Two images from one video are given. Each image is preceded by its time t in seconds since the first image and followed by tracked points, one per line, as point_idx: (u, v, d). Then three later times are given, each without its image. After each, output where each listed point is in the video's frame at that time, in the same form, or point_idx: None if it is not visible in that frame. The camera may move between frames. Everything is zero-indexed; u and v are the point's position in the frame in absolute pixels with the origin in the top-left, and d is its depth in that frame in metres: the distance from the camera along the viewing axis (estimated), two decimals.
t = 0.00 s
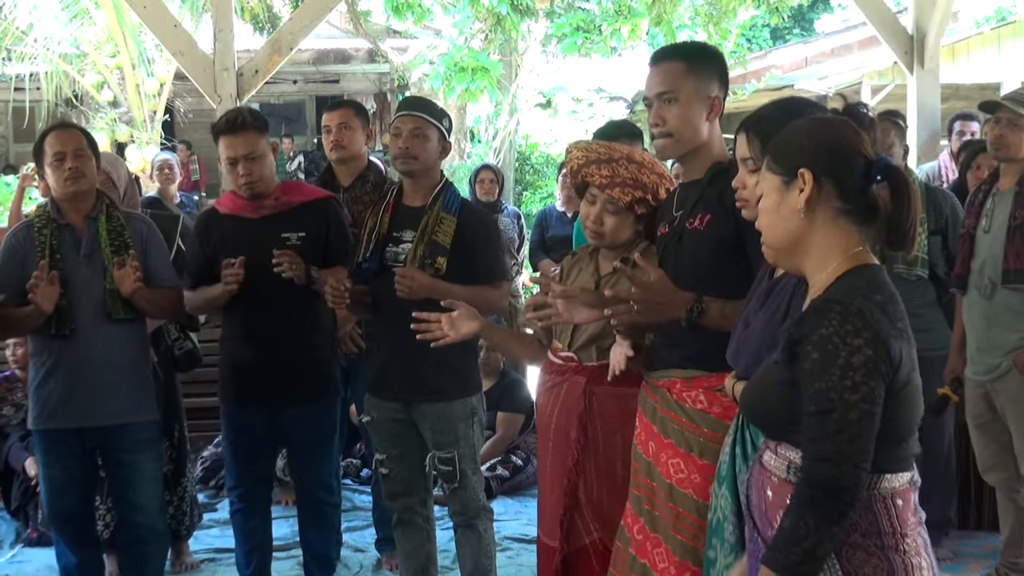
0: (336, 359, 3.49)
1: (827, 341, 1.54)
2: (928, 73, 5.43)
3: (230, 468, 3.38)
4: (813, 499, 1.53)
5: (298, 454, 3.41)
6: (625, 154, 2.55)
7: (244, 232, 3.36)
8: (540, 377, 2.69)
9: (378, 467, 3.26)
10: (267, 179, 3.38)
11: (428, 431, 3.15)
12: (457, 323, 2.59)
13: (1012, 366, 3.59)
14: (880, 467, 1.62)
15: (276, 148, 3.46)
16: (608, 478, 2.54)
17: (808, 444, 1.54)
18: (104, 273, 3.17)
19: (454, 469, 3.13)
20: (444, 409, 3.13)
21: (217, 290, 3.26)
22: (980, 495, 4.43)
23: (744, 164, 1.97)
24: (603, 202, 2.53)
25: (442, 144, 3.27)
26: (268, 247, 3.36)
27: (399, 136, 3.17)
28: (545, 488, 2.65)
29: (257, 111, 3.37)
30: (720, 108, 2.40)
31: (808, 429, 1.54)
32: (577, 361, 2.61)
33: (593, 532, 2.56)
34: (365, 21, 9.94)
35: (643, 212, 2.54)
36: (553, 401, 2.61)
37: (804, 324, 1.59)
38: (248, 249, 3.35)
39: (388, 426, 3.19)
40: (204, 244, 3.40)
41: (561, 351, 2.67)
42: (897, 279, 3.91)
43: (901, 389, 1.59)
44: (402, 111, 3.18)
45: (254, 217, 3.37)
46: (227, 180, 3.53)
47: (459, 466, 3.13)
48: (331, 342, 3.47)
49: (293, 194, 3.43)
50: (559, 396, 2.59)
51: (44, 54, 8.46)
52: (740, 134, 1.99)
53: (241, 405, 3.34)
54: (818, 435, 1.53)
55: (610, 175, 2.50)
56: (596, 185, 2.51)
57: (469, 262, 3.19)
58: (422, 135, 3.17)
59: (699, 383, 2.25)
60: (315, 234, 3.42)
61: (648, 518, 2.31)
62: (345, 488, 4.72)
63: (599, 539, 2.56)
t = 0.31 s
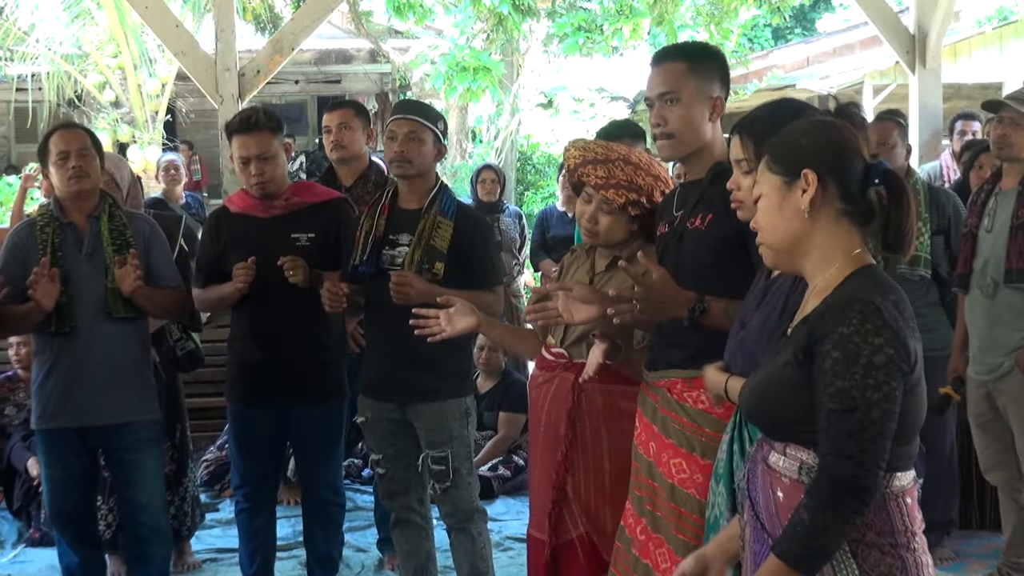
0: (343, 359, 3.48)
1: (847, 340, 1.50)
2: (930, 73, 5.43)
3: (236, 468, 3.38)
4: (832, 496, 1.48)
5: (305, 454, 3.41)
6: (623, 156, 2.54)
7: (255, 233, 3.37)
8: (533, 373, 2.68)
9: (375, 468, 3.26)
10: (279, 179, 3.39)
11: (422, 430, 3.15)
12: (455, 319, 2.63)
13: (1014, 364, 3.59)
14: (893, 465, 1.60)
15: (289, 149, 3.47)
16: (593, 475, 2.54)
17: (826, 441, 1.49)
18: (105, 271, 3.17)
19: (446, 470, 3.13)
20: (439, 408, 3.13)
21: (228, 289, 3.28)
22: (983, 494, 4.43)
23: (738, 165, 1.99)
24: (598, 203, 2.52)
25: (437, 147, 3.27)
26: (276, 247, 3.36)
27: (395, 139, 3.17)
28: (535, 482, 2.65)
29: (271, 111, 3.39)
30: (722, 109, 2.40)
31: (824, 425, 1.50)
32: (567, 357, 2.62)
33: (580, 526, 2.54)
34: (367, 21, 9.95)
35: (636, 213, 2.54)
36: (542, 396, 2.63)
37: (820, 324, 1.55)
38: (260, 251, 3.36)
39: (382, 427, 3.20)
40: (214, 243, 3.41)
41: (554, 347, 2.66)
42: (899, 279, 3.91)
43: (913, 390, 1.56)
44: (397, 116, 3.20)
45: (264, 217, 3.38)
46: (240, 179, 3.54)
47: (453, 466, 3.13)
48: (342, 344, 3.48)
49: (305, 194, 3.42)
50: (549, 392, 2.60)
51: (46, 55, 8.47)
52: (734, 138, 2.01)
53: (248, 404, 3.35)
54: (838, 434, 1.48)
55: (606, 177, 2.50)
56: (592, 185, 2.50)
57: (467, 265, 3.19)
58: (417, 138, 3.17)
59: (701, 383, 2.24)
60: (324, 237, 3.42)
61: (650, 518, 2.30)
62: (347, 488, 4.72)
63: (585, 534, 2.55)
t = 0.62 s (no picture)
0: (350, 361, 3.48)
1: (870, 338, 1.49)
2: (931, 73, 5.44)
3: (241, 468, 3.38)
4: (866, 494, 1.47)
5: (311, 454, 3.41)
6: (610, 153, 2.55)
7: (266, 232, 3.38)
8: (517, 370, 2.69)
9: (376, 468, 3.26)
10: (290, 179, 3.41)
11: (426, 431, 3.15)
12: (450, 303, 2.60)
13: (1015, 365, 3.60)
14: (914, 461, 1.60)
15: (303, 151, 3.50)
16: (576, 469, 2.54)
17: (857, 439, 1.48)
18: (113, 269, 3.16)
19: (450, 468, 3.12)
20: (443, 407, 3.13)
21: (238, 287, 3.29)
22: (982, 494, 4.43)
23: (729, 170, 1.97)
24: (585, 200, 2.53)
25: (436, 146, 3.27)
26: (285, 247, 3.37)
27: (393, 142, 3.18)
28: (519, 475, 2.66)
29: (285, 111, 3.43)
30: (723, 109, 2.41)
31: (853, 426, 1.49)
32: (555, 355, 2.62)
33: (562, 521, 2.57)
34: (368, 21, 9.95)
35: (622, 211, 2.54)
36: (529, 392, 2.63)
37: (837, 325, 1.54)
38: (269, 250, 3.37)
39: (385, 427, 3.20)
40: (224, 241, 3.43)
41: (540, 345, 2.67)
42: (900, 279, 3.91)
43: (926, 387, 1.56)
44: (394, 118, 3.19)
45: (274, 217, 3.39)
46: (252, 181, 3.56)
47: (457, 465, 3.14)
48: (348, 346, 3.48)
49: (317, 196, 3.43)
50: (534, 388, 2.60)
51: (48, 55, 8.47)
52: (723, 143, 2.00)
53: (255, 404, 3.35)
54: (868, 432, 1.47)
55: (592, 174, 2.51)
56: (580, 181, 2.51)
57: (468, 263, 3.19)
58: (415, 140, 3.17)
59: (701, 383, 2.24)
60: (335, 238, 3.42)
61: (652, 518, 2.30)
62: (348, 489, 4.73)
63: (568, 528, 2.57)
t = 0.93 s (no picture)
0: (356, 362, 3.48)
1: (876, 335, 1.49)
2: (932, 74, 5.45)
3: (246, 467, 3.38)
4: (875, 492, 1.47)
5: (316, 455, 3.42)
6: (596, 154, 2.55)
7: (276, 232, 3.38)
8: (509, 371, 2.68)
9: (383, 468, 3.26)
10: (302, 179, 3.41)
11: (433, 431, 3.15)
12: (441, 295, 2.66)
13: (1017, 366, 3.60)
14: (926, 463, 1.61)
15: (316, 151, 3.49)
16: (570, 468, 2.55)
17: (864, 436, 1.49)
18: (121, 271, 3.16)
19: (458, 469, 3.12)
20: (450, 408, 3.13)
21: (247, 285, 3.28)
22: (983, 495, 4.44)
23: (728, 173, 1.98)
24: (574, 199, 2.53)
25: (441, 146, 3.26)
26: (296, 249, 3.37)
27: (398, 143, 3.18)
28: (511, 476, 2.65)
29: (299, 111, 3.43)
30: (727, 110, 2.40)
31: (859, 425, 1.50)
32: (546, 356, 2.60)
33: (556, 520, 2.57)
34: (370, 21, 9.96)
35: (610, 209, 2.54)
36: (520, 395, 2.61)
37: (842, 322, 1.54)
38: (278, 250, 3.37)
39: (392, 428, 3.20)
40: (234, 239, 3.44)
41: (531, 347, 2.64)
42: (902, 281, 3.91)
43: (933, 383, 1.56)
44: (399, 119, 3.19)
45: (285, 216, 3.39)
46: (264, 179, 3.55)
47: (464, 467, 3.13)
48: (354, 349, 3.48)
49: (327, 197, 3.42)
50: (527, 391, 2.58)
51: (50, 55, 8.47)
52: (721, 146, 2.00)
53: (262, 404, 3.35)
54: (876, 429, 1.47)
55: (582, 173, 2.51)
56: (569, 181, 2.51)
57: (475, 260, 3.19)
58: (420, 141, 3.17)
59: (702, 383, 2.24)
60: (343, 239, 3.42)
61: (656, 518, 2.30)
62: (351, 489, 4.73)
63: (561, 529, 2.57)
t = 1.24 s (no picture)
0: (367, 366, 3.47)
1: (862, 341, 1.49)
2: (934, 78, 5.45)
3: (252, 465, 3.38)
4: (858, 500, 1.46)
5: (324, 456, 3.42)
6: (589, 159, 2.55)
7: (289, 233, 3.38)
8: (503, 372, 2.66)
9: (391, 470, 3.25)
10: (318, 181, 3.40)
11: (443, 433, 3.15)
12: (427, 308, 2.70)
13: (1017, 370, 3.59)
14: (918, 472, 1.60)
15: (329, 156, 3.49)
16: (570, 471, 2.55)
17: (849, 444, 1.48)
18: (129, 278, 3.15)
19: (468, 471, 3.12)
20: (460, 410, 3.13)
21: (260, 286, 3.28)
22: (984, 499, 4.43)
23: (730, 180, 1.97)
24: (570, 205, 2.53)
25: (453, 146, 3.26)
26: (309, 251, 3.37)
27: (409, 144, 3.18)
28: (505, 474, 2.64)
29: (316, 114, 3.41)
30: (733, 113, 2.41)
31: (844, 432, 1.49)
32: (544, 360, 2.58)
33: (553, 522, 2.56)
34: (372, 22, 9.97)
35: (608, 213, 2.55)
36: (517, 397, 2.59)
37: (833, 328, 1.54)
38: (292, 252, 3.37)
39: (403, 428, 3.20)
40: (245, 240, 3.43)
41: (528, 348, 2.64)
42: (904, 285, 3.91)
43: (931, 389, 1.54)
44: (410, 119, 3.20)
45: (299, 218, 3.39)
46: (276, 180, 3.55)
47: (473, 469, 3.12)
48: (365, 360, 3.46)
49: (343, 200, 3.42)
50: (526, 394, 2.57)
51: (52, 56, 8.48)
52: (722, 153, 2.00)
53: (272, 400, 3.35)
54: (860, 438, 1.46)
55: (578, 178, 2.51)
56: (565, 187, 2.51)
57: (485, 260, 3.18)
58: (431, 141, 3.18)
59: (704, 386, 2.24)
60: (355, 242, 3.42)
61: (654, 520, 2.30)
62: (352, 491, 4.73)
63: (558, 530, 2.56)
